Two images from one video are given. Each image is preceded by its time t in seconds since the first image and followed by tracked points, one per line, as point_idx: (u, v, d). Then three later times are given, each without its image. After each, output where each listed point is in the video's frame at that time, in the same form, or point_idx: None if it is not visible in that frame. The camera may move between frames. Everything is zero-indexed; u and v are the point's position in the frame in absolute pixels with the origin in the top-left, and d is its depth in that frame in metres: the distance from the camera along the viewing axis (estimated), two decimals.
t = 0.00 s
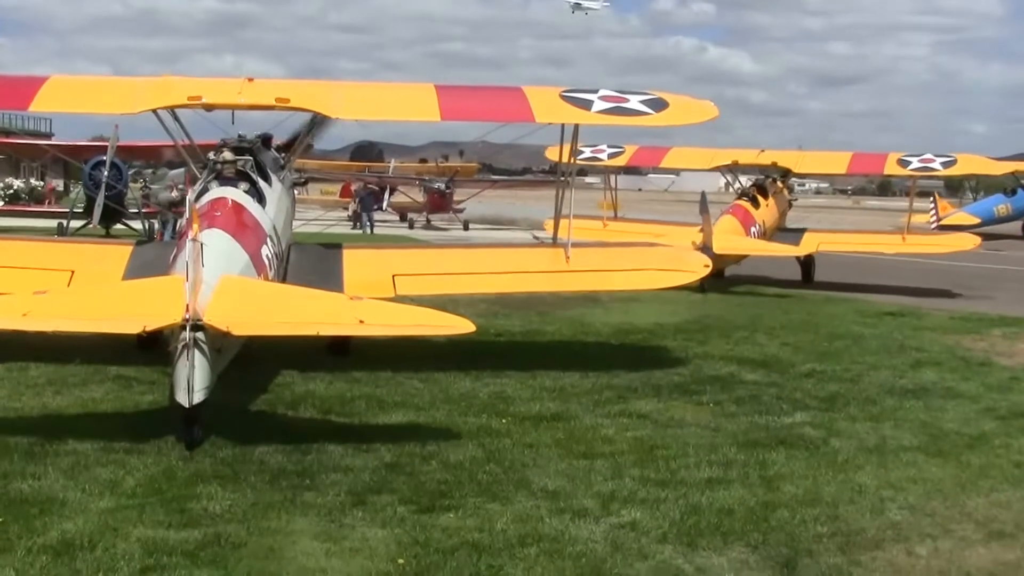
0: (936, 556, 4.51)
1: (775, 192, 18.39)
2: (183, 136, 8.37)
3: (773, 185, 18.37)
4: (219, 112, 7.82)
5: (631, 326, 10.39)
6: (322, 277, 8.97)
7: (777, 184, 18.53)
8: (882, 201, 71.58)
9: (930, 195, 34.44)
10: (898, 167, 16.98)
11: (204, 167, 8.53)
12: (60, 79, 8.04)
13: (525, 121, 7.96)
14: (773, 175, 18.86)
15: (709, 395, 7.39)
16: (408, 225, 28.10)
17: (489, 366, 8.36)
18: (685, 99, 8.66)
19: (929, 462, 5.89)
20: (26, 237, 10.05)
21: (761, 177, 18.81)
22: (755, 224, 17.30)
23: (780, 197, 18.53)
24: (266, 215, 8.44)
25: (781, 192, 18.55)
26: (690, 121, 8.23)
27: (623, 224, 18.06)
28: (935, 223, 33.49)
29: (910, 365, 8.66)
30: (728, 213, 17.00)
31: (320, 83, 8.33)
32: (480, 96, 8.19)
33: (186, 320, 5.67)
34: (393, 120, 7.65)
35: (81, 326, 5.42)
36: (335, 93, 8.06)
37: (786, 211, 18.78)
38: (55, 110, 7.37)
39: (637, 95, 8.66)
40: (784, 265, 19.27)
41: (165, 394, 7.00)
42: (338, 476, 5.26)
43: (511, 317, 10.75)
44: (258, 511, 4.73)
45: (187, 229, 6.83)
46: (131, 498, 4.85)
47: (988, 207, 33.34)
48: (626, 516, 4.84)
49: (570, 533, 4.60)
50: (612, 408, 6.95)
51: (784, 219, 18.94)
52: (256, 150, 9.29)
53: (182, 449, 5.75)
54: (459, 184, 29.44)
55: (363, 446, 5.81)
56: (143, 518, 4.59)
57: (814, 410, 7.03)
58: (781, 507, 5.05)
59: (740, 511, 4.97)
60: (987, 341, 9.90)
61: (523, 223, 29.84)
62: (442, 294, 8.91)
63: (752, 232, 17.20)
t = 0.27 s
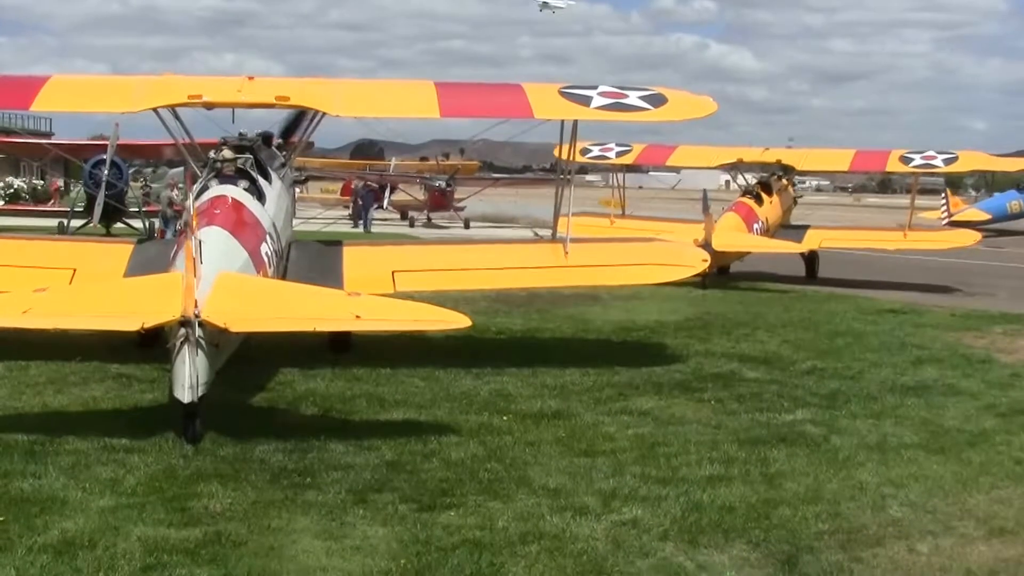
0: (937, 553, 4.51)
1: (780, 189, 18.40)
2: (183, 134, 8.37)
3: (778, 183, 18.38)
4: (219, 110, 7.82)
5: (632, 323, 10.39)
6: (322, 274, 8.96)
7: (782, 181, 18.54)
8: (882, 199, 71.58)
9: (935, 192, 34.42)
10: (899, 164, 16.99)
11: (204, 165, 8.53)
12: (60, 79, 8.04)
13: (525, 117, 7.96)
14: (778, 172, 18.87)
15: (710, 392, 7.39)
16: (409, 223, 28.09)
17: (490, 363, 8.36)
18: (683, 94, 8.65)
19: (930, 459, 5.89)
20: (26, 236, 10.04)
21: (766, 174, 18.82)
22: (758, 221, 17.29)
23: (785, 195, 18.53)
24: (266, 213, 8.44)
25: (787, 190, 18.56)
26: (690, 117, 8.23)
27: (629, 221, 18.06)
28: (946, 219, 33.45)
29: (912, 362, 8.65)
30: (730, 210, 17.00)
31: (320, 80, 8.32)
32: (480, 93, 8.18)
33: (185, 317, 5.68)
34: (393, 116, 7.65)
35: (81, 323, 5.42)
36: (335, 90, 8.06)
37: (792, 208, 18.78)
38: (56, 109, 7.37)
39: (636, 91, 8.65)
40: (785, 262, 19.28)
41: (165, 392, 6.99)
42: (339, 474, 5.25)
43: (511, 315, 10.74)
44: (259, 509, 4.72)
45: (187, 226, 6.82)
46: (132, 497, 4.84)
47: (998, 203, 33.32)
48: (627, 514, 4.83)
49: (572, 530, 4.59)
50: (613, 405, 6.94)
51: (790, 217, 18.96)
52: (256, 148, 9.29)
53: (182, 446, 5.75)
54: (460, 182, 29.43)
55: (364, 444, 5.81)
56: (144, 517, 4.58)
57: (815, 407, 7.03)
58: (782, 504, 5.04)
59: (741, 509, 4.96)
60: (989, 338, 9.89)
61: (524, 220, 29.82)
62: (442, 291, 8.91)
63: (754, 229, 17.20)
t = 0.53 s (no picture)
0: (938, 552, 4.50)
1: (785, 190, 18.44)
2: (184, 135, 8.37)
3: (784, 183, 18.45)
4: (220, 111, 7.82)
5: (633, 323, 10.39)
6: (321, 274, 8.96)
7: (788, 182, 18.60)
8: (883, 198, 71.62)
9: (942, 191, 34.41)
10: (903, 165, 17.03)
11: (204, 166, 8.52)
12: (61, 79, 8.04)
13: (523, 118, 7.96)
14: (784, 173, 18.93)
15: (711, 392, 7.38)
16: (410, 223, 28.09)
17: (489, 363, 8.36)
18: (680, 94, 8.65)
19: (931, 458, 5.88)
20: (28, 236, 10.03)
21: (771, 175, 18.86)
22: (761, 221, 17.30)
23: (790, 195, 18.59)
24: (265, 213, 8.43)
25: (792, 190, 18.63)
26: (688, 116, 8.23)
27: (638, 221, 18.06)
28: (954, 217, 33.36)
29: (913, 362, 8.64)
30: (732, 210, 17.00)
31: (319, 81, 8.32)
32: (478, 93, 8.19)
33: (182, 316, 5.69)
34: (391, 116, 7.65)
35: (80, 322, 5.42)
36: (334, 91, 8.06)
37: (797, 208, 18.83)
38: (56, 110, 7.37)
39: (634, 91, 8.65)
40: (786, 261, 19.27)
41: (165, 394, 6.97)
42: (339, 475, 5.24)
43: (512, 315, 10.73)
44: (260, 510, 4.71)
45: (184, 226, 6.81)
46: (132, 498, 4.83)
47: (1007, 202, 33.33)
48: (629, 514, 4.82)
49: (573, 531, 4.58)
50: (613, 405, 6.93)
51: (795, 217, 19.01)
52: (257, 148, 9.28)
53: (183, 446, 5.75)
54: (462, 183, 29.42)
55: (364, 445, 5.80)
56: (144, 518, 4.58)
57: (816, 407, 7.02)
58: (783, 504, 5.03)
59: (742, 509, 4.95)
60: (989, 337, 9.89)
61: (526, 221, 29.81)
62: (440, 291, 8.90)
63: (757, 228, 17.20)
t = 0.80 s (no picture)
0: (939, 555, 4.49)
1: (791, 193, 18.50)
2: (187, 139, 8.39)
3: (790, 186, 18.52)
4: (221, 115, 7.83)
5: (634, 326, 10.39)
6: (320, 276, 8.95)
7: (793, 185, 18.67)
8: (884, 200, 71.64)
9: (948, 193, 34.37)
10: (904, 167, 17.05)
11: (206, 169, 8.52)
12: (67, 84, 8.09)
13: (522, 121, 7.97)
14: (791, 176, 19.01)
15: (712, 395, 7.38)
16: (411, 226, 28.09)
17: (489, 365, 8.37)
18: (678, 97, 8.66)
19: (932, 461, 5.87)
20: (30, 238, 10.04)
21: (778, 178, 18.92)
22: (766, 223, 17.33)
23: (796, 198, 18.65)
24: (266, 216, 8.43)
25: (796, 193, 18.71)
26: (687, 119, 8.24)
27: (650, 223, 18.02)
28: (965, 219, 33.28)
29: (913, 364, 8.64)
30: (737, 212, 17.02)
31: (320, 85, 8.34)
32: (477, 97, 8.20)
33: (184, 316, 5.70)
34: (390, 119, 7.66)
35: (83, 323, 5.43)
36: (335, 95, 8.07)
37: (802, 211, 18.90)
38: (60, 114, 7.39)
39: (632, 95, 8.66)
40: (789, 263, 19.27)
41: (166, 397, 6.96)
42: (340, 479, 5.24)
43: (513, 318, 10.72)
44: (260, 514, 4.71)
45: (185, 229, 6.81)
46: (132, 502, 4.82)
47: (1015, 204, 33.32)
48: (630, 517, 4.82)
49: (574, 535, 4.58)
50: (614, 409, 6.92)
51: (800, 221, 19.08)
52: (259, 151, 9.28)
53: (183, 447, 5.74)
54: (463, 186, 29.43)
55: (365, 449, 5.78)
56: (145, 522, 4.57)
57: (817, 410, 7.01)
58: (784, 507, 5.03)
59: (743, 512, 4.95)
60: (990, 340, 9.88)
61: (527, 224, 29.81)
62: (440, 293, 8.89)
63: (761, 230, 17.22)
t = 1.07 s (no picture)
0: (940, 559, 4.48)
1: (795, 196, 18.54)
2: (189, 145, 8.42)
3: (795, 190, 18.56)
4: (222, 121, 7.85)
5: (635, 330, 10.37)
6: (320, 281, 8.95)
7: (798, 189, 18.69)
8: (885, 203, 71.66)
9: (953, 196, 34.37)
10: (905, 172, 17.12)
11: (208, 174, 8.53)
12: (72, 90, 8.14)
13: (519, 129, 7.98)
14: (796, 180, 19.09)
15: (713, 399, 7.37)
16: (412, 230, 28.08)
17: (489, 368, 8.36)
18: (675, 105, 8.67)
19: (933, 464, 5.87)
20: (31, 242, 10.03)
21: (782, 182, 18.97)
22: (770, 226, 17.34)
23: (801, 202, 18.70)
24: (267, 221, 8.42)
25: (802, 196, 18.74)
26: (684, 127, 8.25)
27: (656, 228, 18.02)
28: (971, 221, 33.24)
29: (915, 367, 8.63)
30: (741, 215, 17.03)
31: (320, 92, 8.37)
32: (475, 106, 8.23)
33: (179, 320, 5.75)
34: (387, 127, 7.67)
35: (82, 326, 5.45)
36: (335, 103, 8.10)
37: (808, 215, 18.92)
38: (62, 119, 7.41)
39: (629, 103, 8.68)
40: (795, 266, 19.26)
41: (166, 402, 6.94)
42: (340, 483, 5.23)
43: (514, 322, 10.71)
44: (261, 518, 4.70)
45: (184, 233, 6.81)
46: (133, 507, 4.82)
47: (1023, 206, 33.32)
48: (631, 522, 4.81)
49: (575, 539, 4.57)
50: (615, 413, 6.91)
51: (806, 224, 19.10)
52: (261, 157, 9.29)
53: (183, 450, 5.74)
54: (464, 190, 29.43)
55: (366, 453, 5.78)
56: (145, 527, 4.56)
57: (818, 413, 7.00)
58: (785, 511, 5.02)
59: (744, 516, 4.94)
60: (991, 343, 9.87)
61: (528, 228, 29.81)
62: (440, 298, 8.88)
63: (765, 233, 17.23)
